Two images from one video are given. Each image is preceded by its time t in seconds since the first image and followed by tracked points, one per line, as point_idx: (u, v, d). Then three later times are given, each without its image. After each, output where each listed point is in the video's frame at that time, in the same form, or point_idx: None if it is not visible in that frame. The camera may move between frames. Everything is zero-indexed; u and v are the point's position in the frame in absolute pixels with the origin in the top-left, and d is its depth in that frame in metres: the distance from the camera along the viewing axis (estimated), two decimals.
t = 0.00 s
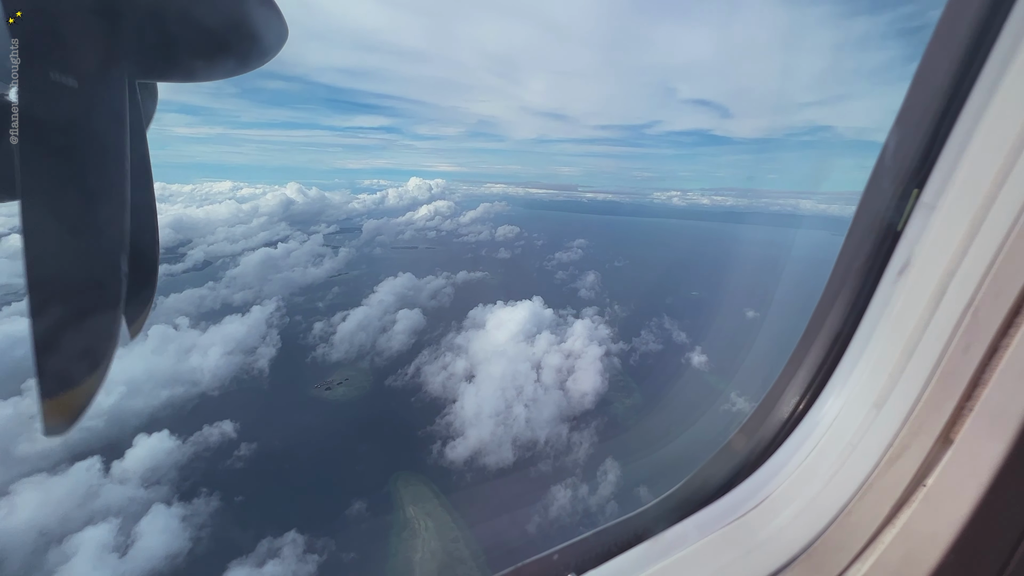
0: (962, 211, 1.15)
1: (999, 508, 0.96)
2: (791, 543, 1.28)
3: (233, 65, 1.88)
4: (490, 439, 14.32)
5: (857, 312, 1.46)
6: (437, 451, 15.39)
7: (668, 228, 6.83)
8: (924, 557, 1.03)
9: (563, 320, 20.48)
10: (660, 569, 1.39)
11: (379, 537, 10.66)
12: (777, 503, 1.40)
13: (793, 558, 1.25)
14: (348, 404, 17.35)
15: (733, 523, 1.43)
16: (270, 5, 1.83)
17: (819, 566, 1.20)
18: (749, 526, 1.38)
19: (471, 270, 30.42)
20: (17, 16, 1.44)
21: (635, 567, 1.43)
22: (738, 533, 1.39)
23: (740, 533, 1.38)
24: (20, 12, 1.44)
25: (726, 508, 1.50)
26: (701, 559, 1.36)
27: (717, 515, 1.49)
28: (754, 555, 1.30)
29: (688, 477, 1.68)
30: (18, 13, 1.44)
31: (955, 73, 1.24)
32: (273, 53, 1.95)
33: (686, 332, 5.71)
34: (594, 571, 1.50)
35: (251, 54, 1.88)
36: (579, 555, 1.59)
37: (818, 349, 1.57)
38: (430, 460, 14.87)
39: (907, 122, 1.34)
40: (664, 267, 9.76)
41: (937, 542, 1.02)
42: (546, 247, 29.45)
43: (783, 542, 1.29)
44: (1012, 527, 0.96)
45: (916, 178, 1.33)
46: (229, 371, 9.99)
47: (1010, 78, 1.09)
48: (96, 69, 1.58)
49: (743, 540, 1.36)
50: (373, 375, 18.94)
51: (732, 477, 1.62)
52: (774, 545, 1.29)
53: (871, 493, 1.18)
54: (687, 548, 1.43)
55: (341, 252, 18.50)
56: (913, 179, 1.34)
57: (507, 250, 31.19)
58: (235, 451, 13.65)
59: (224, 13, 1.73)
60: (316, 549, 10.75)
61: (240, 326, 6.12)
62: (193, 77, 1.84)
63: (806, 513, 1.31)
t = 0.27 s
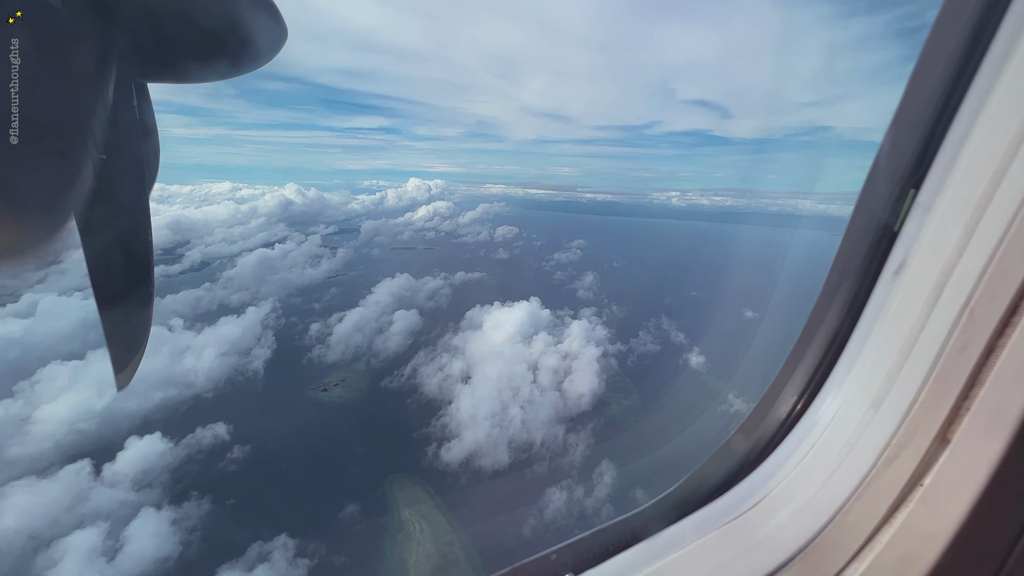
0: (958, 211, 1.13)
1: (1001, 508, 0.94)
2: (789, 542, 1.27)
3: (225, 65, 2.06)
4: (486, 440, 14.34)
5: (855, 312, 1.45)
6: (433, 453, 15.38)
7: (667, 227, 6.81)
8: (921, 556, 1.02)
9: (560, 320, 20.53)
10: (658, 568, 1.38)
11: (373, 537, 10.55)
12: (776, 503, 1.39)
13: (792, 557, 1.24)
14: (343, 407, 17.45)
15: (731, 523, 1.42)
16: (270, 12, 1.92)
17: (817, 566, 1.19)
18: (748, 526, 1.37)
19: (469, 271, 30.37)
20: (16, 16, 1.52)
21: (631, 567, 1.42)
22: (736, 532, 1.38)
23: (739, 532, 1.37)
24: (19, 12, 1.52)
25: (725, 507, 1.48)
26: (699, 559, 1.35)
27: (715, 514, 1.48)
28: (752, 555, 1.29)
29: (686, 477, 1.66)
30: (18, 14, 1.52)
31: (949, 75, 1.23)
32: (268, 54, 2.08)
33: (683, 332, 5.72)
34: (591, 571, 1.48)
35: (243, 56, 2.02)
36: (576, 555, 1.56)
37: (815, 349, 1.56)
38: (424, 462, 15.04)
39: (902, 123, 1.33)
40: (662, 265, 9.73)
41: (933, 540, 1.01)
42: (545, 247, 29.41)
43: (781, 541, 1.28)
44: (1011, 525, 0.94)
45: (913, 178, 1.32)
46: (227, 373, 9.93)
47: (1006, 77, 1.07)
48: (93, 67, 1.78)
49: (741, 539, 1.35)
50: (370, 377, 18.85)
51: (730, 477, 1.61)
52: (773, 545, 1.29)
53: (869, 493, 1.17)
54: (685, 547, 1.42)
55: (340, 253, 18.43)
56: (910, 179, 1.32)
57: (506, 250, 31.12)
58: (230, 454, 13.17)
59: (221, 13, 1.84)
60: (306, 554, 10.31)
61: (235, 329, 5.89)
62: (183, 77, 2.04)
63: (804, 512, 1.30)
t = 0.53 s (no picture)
0: (958, 209, 1.12)
1: (1001, 509, 0.93)
2: (789, 542, 1.25)
3: (229, 66, 1.96)
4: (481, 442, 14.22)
5: (856, 312, 1.43)
6: (427, 455, 15.34)
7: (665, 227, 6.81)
8: (920, 556, 1.00)
9: (557, 321, 20.62)
10: (658, 569, 1.36)
11: (368, 539, 10.58)
12: (776, 502, 1.37)
13: (792, 556, 1.22)
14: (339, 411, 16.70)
15: (731, 523, 1.39)
16: (271, 13, 1.84)
17: (818, 566, 1.17)
18: (748, 526, 1.35)
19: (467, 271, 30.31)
20: (16, 16, 1.58)
21: (632, 567, 1.40)
22: (736, 532, 1.36)
23: (738, 532, 1.35)
24: (19, 12, 1.59)
25: (725, 507, 1.47)
26: (699, 558, 1.34)
27: (716, 514, 1.46)
28: (753, 555, 1.27)
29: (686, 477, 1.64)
30: (19, 14, 1.60)
31: (950, 74, 1.21)
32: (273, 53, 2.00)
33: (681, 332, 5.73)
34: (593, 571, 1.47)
35: (247, 56, 1.95)
36: (579, 555, 1.54)
37: (816, 349, 1.54)
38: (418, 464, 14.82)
39: (902, 123, 1.32)
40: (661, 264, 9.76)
41: (933, 542, 0.99)
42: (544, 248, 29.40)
43: (782, 541, 1.26)
44: (1012, 523, 0.92)
45: (913, 177, 1.30)
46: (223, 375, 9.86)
47: (1005, 76, 1.06)
48: (94, 72, 1.76)
49: (740, 539, 1.33)
50: (368, 378, 18.66)
51: (730, 478, 1.59)
52: (773, 544, 1.27)
53: (868, 493, 1.15)
54: (685, 548, 1.40)
55: (338, 254, 18.42)
56: (911, 178, 1.30)
57: (505, 251, 31.09)
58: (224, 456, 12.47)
59: (222, 15, 1.78)
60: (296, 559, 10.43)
61: (231, 329, 5.65)
62: (188, 80, 1.95)
63: (805, 512, 1.28)
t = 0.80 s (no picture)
0: (953, 208, 1.11)
1: (997, 507, 0.93)
2: (786, 542, 1.23)
3: (219, 70, 1.98)
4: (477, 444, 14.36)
5: (852, 312, 1.41)
6: (422, 457, 14.89)
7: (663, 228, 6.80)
8: (917, 555, 1.00)
9: (554, 322, 20.65)
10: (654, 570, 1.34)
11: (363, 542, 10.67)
12: (772, 502, 1.35)
13: (789, 556, 1.21)
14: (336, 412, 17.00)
15: (728, 524, 1.37)
16: (262, 14, 1.92)
17: (815, 566, 1.16)
18: (746, 526, 1.33)
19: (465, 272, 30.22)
20: (15, 16, 1.61)
21: (629, 569, 1.38)
22: (732, 533, 1.33)
23: (735, 532, 1.33)
24: (19, 13, 1.61)
25: (721, 508, 1.44)
26: (695, 558, 1.31)
27: (713, 514, 1.44)
28: (750, 555, 1.25)
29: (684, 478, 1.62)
30: (17, 14, 1.61)
31: (946, 74, 1.19)
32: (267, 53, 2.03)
33: (679, 333, 5.72)
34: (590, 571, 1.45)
35: (238, 61, 1.97)
36: (576, 556, 1.53)
37: (813, 349, 1.52)
38: (413, 467, 14.47)
39: (897, 124, 1.31)
40: (660, 265, 9.78)
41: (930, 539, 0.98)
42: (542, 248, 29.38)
43: (779, 541, 1.25)
44: (1009, 519, 0.93)
45: (908, 178, 1.28)
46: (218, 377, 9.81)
47: (1001, 76, 1.05)
48: (89, 73, 1.75)
49: (737, 539, 1.31)
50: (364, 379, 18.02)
51: (728, 478, 1.57)
52: (769, 544, 1.25)
53: (866, 492, 1.14)
54: (680, 547, 1.38)
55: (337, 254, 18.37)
56: (906, 179, 1.28)
57: (502, 251, 31.05)
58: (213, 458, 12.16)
59: (213, 16, 1.83)
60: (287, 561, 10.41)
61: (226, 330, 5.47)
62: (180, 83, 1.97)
63: (800, 512, 1.27)
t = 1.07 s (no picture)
0: (955, 206, 1.09)
1: (997, 504, 0.92)
2: (787, 542, 1.21)
3: (216, 68, 2.04)
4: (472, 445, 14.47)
5: (852, 313, 1.39)
6: (417, 458, 14.94)
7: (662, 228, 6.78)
8: (918, 554, 0.99)
9: (551, 323, 20.67)
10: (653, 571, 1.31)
11: (361, 543, 10.75)
12: (772, 503, 1.33)
13: (788, 558, 1.18)
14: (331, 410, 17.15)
15: (727, 524, 1.35)
16: (260, 19, 1.98)
17: (815, 567, 1.14)
18: (746, 526, 1.31)
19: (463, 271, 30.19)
20: (16, 16, 1.40)
21: (627, 569, 1.35)
22: (731, 533, 1.31)
23: (736, 532, 1.31)
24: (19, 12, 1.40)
25: (720, 508, 1.42)
26: (695, 559, 1.29)
27: (712, 514, 1.41)
28: (749, 555, 1.23)
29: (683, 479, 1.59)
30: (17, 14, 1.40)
31: (945, 74, 1.17)
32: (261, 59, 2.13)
33: (677, 333, 5.70)
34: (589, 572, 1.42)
35: (236, 62, 2.05)
36: (576, 557, 1.49)
37: (813, 349, 1.50)
38: (407, 468, 14.42)
39: (896, 123, 1.29)
40: (659, 266, 9.77)
41: (930, 538, 0.97)
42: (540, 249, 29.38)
43: (778, 541, 1.23)
44: (1010, 517, 0.92)
45: (908, 179, 1.26)
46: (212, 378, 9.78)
47: (1000, 77, 1.03)
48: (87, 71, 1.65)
49: (737, 539, 1.29)
50: (360, 379, 18.24)
51: (728, 479, 1.54)
52: (769, 544, 1.23)
53: (865, 491, 1.12)
54: (679, 548, 1.35)
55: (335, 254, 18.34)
56: (906, 179, 1.27)
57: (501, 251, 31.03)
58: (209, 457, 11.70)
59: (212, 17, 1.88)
60: (279, 564, 10.39)
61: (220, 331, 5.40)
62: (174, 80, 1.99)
63: (799, 513, 1.24)
